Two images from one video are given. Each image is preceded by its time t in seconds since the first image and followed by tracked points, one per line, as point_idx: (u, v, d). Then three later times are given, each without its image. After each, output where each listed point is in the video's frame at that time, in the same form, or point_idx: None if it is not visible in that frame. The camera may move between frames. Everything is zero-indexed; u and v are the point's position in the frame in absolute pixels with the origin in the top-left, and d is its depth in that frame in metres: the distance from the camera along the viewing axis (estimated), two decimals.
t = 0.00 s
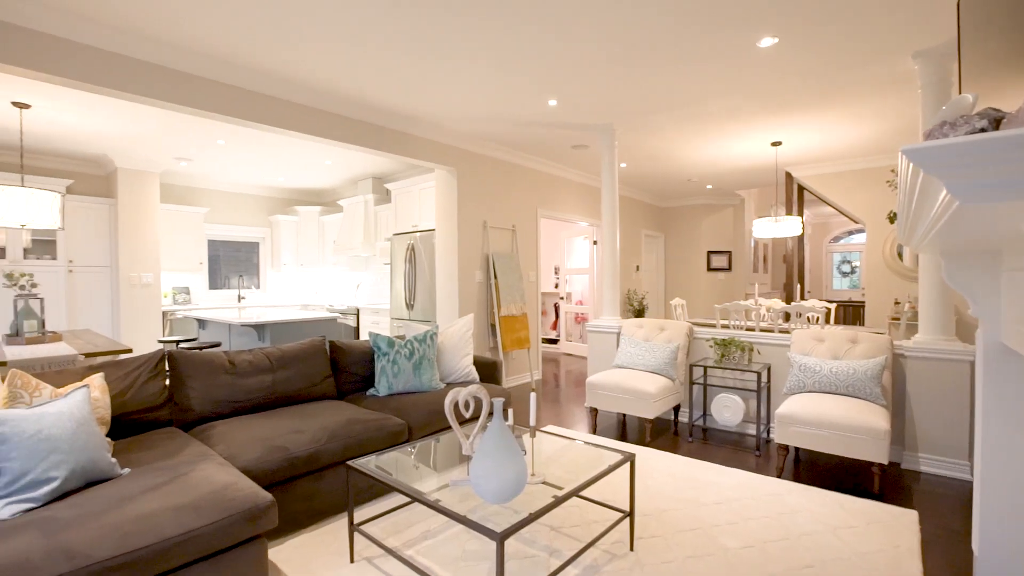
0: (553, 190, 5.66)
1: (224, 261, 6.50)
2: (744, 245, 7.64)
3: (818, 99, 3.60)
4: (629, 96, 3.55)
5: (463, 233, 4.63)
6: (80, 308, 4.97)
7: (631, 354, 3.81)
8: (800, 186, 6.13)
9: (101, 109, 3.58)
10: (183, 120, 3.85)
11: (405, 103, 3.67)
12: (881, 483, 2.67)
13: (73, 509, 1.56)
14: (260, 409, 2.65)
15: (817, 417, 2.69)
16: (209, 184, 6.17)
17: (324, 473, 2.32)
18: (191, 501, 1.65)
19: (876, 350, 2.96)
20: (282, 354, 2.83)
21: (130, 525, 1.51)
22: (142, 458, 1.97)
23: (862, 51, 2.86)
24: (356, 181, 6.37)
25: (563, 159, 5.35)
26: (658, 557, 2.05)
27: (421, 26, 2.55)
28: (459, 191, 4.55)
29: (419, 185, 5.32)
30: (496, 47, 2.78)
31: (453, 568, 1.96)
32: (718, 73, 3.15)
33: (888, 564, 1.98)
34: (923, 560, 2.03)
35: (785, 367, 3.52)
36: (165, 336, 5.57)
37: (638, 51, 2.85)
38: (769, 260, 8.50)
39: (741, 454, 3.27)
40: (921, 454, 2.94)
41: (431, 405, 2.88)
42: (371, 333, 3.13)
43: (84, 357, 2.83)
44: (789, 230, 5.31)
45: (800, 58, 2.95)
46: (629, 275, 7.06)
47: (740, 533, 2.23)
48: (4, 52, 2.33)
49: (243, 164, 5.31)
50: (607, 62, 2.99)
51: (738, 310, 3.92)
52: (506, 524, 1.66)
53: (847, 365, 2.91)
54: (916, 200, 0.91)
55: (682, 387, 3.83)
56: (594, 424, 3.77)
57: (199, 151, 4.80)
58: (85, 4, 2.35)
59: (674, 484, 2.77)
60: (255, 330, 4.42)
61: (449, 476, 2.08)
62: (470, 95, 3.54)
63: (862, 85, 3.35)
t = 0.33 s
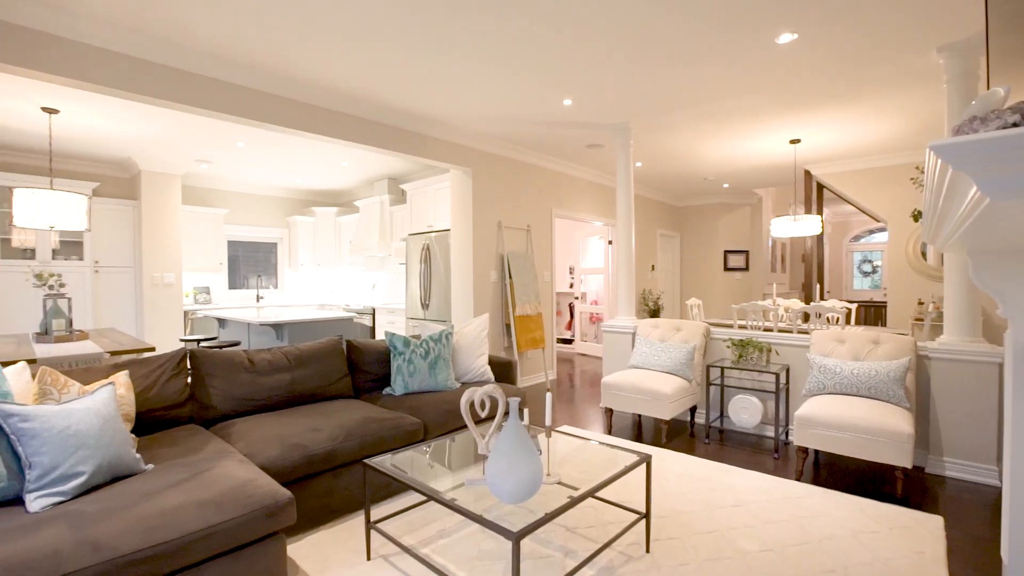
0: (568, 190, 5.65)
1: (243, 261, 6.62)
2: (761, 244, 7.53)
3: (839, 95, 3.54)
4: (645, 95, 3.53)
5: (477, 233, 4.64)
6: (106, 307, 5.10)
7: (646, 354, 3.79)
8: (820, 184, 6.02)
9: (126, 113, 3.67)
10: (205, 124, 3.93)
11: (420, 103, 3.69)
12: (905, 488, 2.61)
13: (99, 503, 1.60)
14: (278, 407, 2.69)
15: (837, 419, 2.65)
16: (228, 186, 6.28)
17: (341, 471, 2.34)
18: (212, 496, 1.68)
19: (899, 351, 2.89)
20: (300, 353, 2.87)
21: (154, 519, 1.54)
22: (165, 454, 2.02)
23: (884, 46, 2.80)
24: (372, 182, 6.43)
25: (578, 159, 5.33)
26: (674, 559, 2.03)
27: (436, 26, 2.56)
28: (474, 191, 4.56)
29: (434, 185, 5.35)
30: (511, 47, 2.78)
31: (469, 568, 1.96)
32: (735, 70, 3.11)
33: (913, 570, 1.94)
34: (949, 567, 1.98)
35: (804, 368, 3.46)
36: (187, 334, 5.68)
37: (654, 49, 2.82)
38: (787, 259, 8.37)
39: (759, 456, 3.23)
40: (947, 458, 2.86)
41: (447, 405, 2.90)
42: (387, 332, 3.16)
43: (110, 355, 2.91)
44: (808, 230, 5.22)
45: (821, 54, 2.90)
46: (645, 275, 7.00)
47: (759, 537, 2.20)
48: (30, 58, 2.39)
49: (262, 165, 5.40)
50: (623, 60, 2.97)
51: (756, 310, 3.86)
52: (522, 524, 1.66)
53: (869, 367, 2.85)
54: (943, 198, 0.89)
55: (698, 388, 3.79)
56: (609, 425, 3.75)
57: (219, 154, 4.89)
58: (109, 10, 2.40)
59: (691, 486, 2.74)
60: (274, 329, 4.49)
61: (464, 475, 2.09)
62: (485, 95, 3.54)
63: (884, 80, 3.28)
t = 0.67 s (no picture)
0: (582, 189, 5.63)
1: (260, 261, 6.73)
2: (778, 243, 7.42)
3: (859, 91, 3.47)
4: (660, 93, 3.50)
5: (491, 232, 4.65)
6: (129, 306, 5.22)
7: (661, 354, 3.76)
8: (839, 182, 5.92)
9: (148, 116, 3.75)
10: (224, 126, 4.00)
11: (434, 103, 3.71)
12: (928, 492, 2.55)
13: (124, 498, 1.63)
14: (295, 405, 2.73)
15: (857, 421, 2.60)
16: (247, 187, 6.39)
17: (357, 469, 2.37)
18: (232, 492, 1.71)
19: (922, 352, 2.83)
20: (316, 352, 2.90)
21: (176, 514, 1.57)
22: (186, 451, 2.06)
23: (907, 40, 2.73)
24: (386, 183, 6.49)
25: (592, 158, 5.32)
26: (690, 562, 2.01)
27: (450, 26, 2.57)
28: (488, 191, 4.58)
29: (449, 185, 5.37)
30: (524, 45, 2.78)
31: (483, 567, 1.97)
32: (753, 66, 3.07)
33: None
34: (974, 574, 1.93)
35: (823, 370, 3.40)
36: (206, 333, 5.79)
37: (669, 46, 2.80)
38: (805, 259, 8.24)
39: (776, 458, 3.18)
40: (972, 463, 2.79)
41: (461, 404, 2.91)
42: (402, 332, 3.18)
43: (133, 353, 2.97)
44: (827, 229, 5.13)
45: (840, 50, 2.85)
46: (659, 275, 6.95)
47: (777, 540, 2.17)
48: (53, 63, 2.45)
49: (279, 167, 5.47)
50: (637, 58, 2.95)
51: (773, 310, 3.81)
52: (536, 524, 1.66)
53: (890, 368, 2.79)
54: (971, 196, 0.88)
55: (714, 389, 3.75)
56: (624, 425, 3.73)
57: (238, 155, 4.97)
58: (131, 15, 2.45)
59: (707, 487, 2.71)
60: (290, 328, 4.56)
61: (478, 474, 2.09)
62: (499, 95, 3.55)
63: (907, 76, 3.21)
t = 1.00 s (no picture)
0: (596, 188, 5.60)
1: (277, 261, 6.82)
2: (796, 243, 7.31)
3: (880, 87, 3.40)
4: (676, 90, 3.47)
5: (505, 232, 4.65)
6: (150, 305, 5.34)
7: (676, 354, 3.73)
8: (858, 180, 5.81)
9: (169, 119, 3.83)
10: (242, 128, 4.07)
11: (448, 103, 3.72)
12: (952, 497, 2.49)
13: (147, 492, 1.67)
14: (312, 403, 2.76)
15: (877, 424, 2.55)
16: (263, 188, 6.48)
17: (372, 466, 2.39)
18: (250, 488, 1.74)
19: (945, 354, 2.76)
20: (332, 350, 2.93)
21: (196, 509, 1.60)
22: (206, 447, 2.10)
23: (930, 34, 2.67)
24: (400, 183, 6.53)
25: (605, 158, 5.29)
26: (706, 564, 1.99)
27: (464, 26, 2.57)
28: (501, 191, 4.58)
29: (462, 185, 5.39)
30: (538, 44, 2.77)
31: (497, 566, 1.97)
32: (770, 63, 3.02)
33: None
34: None
35: (842, 371, 3.34)
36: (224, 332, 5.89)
37: (684, 44, 2.77)
38: (823, 259, 8.11)
39: (793, 460, 3.14)
40: (998, 467, 2.72)
41: (475, 403, 2.92)
42: (416, 331, 3.20)
43: (155, 351, 3.03)
44: (846, 227, 5.03)
45: (860, 45, 2.79)
46: (673, 274, 6.89)
47: (794, 543, 2.14)
48: (77, 68, 2.50)
49: (295, 167, 5.54)
50: (652, 56, 2.93)
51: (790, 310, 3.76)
52: (551, 524, 1.66)
53: (913, 369, 2.73)
54: (1001, 191, 0.86)
55: (729, 389, 3.71)
56: (638, 426, 3.71)
57: (256, 157, 5.04)
58: (152, 19, 2.50)
59: (723, 489, 2.68)
60: (306, 327, 4.61)
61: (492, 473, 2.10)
62: (513, 94, 3.55)
63: (930, 70, 3.13)
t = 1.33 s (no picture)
0: (610, 187, 5.57)
1: (293, 261, 6.91)
2: (814, 242, 7.19)
3: (902, 83, 3.33)
4: (691, 89, 3.43)
5: (518, 232, 4.65)
6: (171, 305, 5.44)
7: (692, 355, 3.69)
8: (878, 178, 5.69)
9: (189, 122, 3.90)
10: (259, 130, 4.13)
11: (462, 104, 3.73)
12: (977, 503, 2.42)
13: (169, 488, 1.70)
14: (328, 402, 2.79)
15: (899, 427, 2.50)
16: (280, 189, 6.57)
17: (387, 465, 2.40)
18: (268, 485, 1.76)
19: (971, 355, 2.69)
20: (348, 350, 2.96)
21: (216, 504, 1.63)
22: (226, 444, 2.13)
23: (954, 28, 2.61)
24: (414, 183, 6.56)
25: (620, 157, 5.26)
26: (722, 567, 1.97)
27: (478, 26, 2.58)
28: (515, 191, 4.58)
29: (476, 185, 5.40)
30: (552, 44, 2.77)
31: (512, 565, 1.97)
32: (788, 59, 2.98)
33: None
34: None
35: (862, 373, 3.27)
36: (242, 331, 5.98)
37: (700, 41, 2.75)
38: (841, 258, 7.96)
39: (811, 462, 3.09)
40: None
41: (489, 403, 2.92)
42: (430, 330, 3.21)
43: (175, 350, 3.09)
44: (866, 226, 4.94)
45: (881, 40, 2.74)
46: (688, 274, 6.82)
47: (813, 548, 2.10)
48: (102, 73, 2.56)
49: (311, 169, 5.60)
50: (667, 54, 2.91)
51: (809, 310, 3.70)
52: (566, 524, 1.65)
53: (936, 371, 2.67)
54: None
55: (746, 390, 3.67)
56: (652, 427, 3.68)
57: (273, 158, 5.11)
58: (173, 24, 2.55)
59: (740, 491, 2.65)
60: (322, 326, 4.66)
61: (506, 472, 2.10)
62: (527, 95, 3.55)
63: (954, 65, 3.06)
